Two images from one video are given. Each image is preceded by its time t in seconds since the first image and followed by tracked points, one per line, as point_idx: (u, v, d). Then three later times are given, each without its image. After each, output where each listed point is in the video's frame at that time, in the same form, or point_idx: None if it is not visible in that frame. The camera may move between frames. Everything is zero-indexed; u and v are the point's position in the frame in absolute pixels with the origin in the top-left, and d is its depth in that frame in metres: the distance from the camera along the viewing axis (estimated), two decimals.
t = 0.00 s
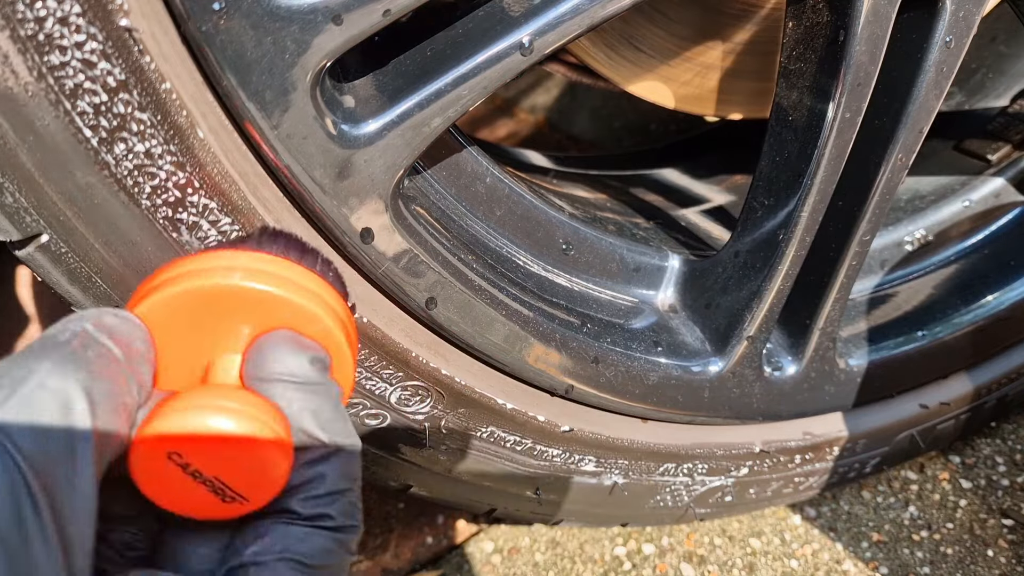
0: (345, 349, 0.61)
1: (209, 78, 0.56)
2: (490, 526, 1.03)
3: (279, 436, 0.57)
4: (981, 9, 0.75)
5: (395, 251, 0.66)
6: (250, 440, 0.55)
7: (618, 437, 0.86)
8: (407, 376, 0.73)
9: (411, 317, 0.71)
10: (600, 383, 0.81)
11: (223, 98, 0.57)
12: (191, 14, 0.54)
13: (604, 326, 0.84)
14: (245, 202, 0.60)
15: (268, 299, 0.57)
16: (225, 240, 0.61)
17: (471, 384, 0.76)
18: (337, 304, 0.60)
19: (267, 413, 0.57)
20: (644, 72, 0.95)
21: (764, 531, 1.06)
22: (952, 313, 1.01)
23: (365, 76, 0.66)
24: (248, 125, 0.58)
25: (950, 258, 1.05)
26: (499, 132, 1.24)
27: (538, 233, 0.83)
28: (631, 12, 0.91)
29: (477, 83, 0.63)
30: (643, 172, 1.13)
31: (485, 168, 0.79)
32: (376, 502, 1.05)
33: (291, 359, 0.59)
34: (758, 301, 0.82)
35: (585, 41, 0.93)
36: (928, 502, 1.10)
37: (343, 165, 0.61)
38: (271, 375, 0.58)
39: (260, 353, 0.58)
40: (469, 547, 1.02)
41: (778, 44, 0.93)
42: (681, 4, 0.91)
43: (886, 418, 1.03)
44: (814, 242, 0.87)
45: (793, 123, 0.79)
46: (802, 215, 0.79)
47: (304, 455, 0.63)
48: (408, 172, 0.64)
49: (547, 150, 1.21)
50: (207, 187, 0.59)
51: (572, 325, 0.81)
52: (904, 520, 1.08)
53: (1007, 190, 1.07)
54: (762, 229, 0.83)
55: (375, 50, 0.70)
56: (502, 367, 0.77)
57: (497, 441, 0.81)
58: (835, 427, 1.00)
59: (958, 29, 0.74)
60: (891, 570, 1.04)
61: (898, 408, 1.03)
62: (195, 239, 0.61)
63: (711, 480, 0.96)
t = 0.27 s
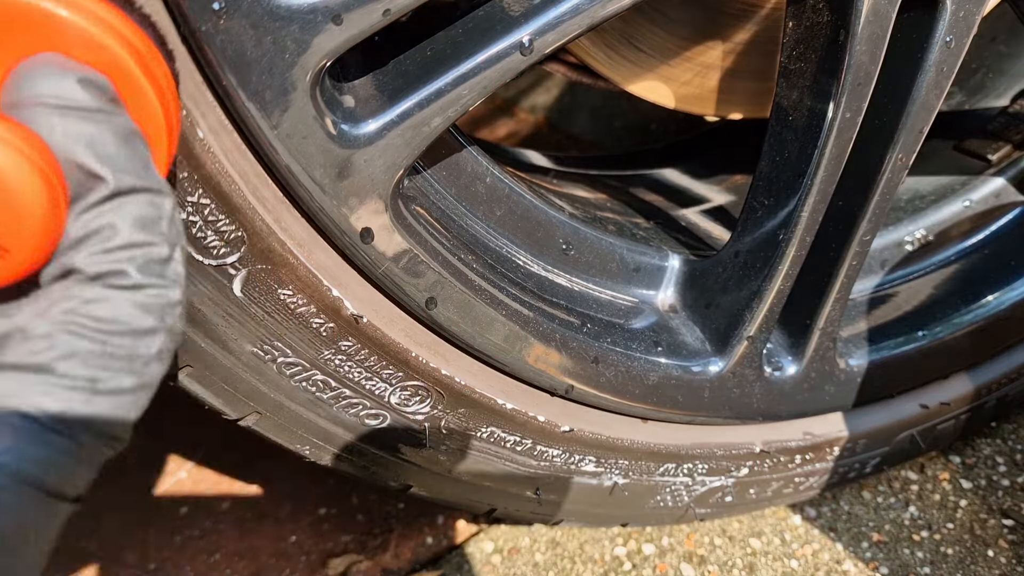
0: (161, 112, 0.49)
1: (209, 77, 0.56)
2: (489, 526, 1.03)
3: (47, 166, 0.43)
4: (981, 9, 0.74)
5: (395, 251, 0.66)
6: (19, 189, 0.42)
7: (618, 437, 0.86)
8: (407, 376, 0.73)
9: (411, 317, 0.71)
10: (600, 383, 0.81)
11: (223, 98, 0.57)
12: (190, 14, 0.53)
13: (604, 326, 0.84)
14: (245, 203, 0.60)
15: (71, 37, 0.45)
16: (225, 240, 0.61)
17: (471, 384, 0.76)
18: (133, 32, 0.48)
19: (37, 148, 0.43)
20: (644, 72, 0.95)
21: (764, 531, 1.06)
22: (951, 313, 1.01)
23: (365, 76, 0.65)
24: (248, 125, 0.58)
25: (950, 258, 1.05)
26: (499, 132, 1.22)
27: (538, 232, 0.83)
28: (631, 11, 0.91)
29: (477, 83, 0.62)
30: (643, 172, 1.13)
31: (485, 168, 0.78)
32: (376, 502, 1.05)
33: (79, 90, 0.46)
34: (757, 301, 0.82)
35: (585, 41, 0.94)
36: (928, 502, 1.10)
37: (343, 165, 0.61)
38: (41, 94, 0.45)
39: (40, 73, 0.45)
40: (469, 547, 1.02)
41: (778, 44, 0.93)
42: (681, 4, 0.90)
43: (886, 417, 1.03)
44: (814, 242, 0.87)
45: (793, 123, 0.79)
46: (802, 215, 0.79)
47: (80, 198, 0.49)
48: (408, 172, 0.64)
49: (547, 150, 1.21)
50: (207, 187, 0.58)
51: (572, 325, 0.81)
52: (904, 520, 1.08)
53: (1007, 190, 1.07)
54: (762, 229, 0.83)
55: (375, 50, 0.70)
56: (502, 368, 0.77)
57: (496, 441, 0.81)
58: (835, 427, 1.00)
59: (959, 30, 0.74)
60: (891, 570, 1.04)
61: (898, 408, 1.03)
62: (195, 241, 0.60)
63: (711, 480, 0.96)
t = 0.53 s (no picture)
0: None
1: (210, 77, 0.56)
2: (489, 526, 1.03)
3: None
4: (981, 9, 0.74)
5: (395, 251, 0.66)
6: None
7: (618, 437, 0.86)
8: (407, 376, 0.73)
9: (411, 317, 0.71)
10: (600, 383, 0.81)
11: (223, 98, 0.57)
12: (190, 14, 0.53)
13: (604, 326, 0.84)
14: (245, 203, 0.60)
15: None
16: (225, 240, 0.61)
17: (471, 384, 0.76)
18: None
19: None
20: (645, 72, 0.95)
21: (764, 531, 1.06)
22: (952, 313, 1.01)
23: (364, 75, 0.65)
24: (248, 125, 0.58)
25: (950, 258, 1.05)
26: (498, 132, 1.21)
27: (538, 232, 0.83)
28: (631, 11, 0.91)
29: (477, 83, 0.62)
30: (643, 172, 1.13)
31: (485, 168, 0.78)
32: (376, 502, 1.05)
33: None
34: (758, 301, 0.82)
35: (585, 41, 0.93)
36: (928, 502, 1.10)
37: (343, 165, 0.61)
38: None
39: None
40: (469, 547, 1.02)
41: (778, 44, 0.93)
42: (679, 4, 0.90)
43: (886, 418, 1.03)
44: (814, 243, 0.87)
45: (793, 123, 0.79)
46: (802, 215, 0.79)
47: None
48: (408, 172, 0.64)
49: (547, 151, 1.21)
50: (207, 186, 0.58)
51: (572, 325, 0.81)
52: (904, 521, 1.08)
53: (1007, 190, 1.07)
54: (763, 229, 0.83)
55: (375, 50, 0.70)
56: (502, 368, 0.77)
57: (496, 441, 0.81)
58: (835, 427, 1.00)
59: (959, 29, 0.74)
60: (892, 570, 1.04)
61: (899, 408, 1.03)
62: (195, 240, 0.61)
63: (711, 480, 0.96)
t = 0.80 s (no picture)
0: None
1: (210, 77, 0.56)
2: (489, 526, 1.03)
3: None
4: (981, 9, 0.75)
5: (395, 251, 0.66)
6: None
7: (618, 437, 0.86)
8: (407, 376, 0.73)
9: (411, 317, 0.71)
10: (600, 383, 0.81)
11: (223, 98, 0.57)
12: (191, 14, 0.53)
13: (604, 326, 0.84)
14: (245, 203, 0.60)
15: None
16: (224, 240, 0.61)
17: (471, 384, 0.76)
18: None
19: None
20: (644, 72, 0.95)
21: (764, 531, 1.06)
22: (951, 313, 1.01)
23: (364, 75, 0.65)
24: (248, 125, 0.58)
25: (950, 258, 1.05)
26: (499, 132, 1.24)
27: (538, 233, 0.83)
28: (631, 12, 0.91)
29: (477, 83, 0.63)
30: (643, 172, 1.13)
31: (485, 168, 0.78)
32: (376, 502, 1.05)
33: None
34: (757, 301, 0.82)
35: (585, 41, 0.94)
36: (928, 502, 1.10)
37: (343, 165, 0.61)
38: None
39: None
40: (469, 547, 1.02)
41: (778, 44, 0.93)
42: (680, 4, 0.90)
43: (886, 418, 1.03)
44: (814, 242, 0.87)
45: (793, 123, 0.79)
46: (802, 215, 0.79)
47: None
48: (408, 172, 0.64)
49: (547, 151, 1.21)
50: (207, 187, 0.58)
51: (572, 325, 0.81)
52: (904, 520, 1.08)
53: (1007, 190, 1.07)
54: (762, 229, 0.83)
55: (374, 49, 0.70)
56: (502, 368, 0.77)
57: (496, 441, 0.81)
58: (835, 427, 1.00)
59: (958, 30, 0.74)
60: (892, 570, 1.04)
61: (899, 408, 1.03)
62: (195, 240, 0.61)
63: (711, 480, 0.96)
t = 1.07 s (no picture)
0: (219, 184, 0.53)
1: (209, 77, 0.56)
2: (489, 526, 1.03)
3: (128, 244, 0.48)
4: (981, 9, 0.75)
5: (395, 251, 0.66)
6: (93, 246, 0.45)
7: (618, 437, 0.86)
8: (407, 376, 0.73)
9: (411, 317, 0.71)
10: (600, 383, 0.81)
11: (223, 98, 0.57)
12: (191, 14, 0.54)
13: (604, 326, 0.84)
14: (245, 202, 0.60)
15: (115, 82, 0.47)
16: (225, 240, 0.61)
17: (471, 384, 0.76)
18: (187, 90, 0.51)
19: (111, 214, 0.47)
20: (645, 72, 0.95)
21: (764, 531, 1.06)
22: (951, 313, 1.01)
23: (365, 76, 0.65)
24: (248, 125, 0.58)
25: (950, 258, 1.05)
26: (499, 133, 1.24)
27: (538, 233, 0.83)
28: (631, 12, 0.91)
29: (477, 83, 0.62)
30: (643, 172, 1.13)
31: (485, 168, 0.78)
32: (376, 502, 1.05)
33: (162, 164, 0.50)
34: (757, 301, 0.82)
35: (585, 41, 0.94)
36: (928, 502, 1.10)
37: (343, 165, 0.61)
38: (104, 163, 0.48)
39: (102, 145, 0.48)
40: (469, 547, 1.02)
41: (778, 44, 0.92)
42: (680, 4, 0.90)
43: (886, 418, 1.03)
44: (814, 242, 0.87)
45: (793, 123, 0.79)
46: (802, 215, 0.79)
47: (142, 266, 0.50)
48: (408, 172, 0.64)
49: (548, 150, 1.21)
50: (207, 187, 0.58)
51: (572, 325, 0.81)
52: (904, 520, 1.08)
53: (1007, 190, 1.07)
54: (762, 229, 0.83)
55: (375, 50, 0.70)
56: (502, 367, 0.77)
57: (496, 441, 0.81)
58: (835, 427, 1.00)
59: (958, 30, 0.74)
60: (891, 570, 1.04)
61: (899, 408, 1.03)
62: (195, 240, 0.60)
63: (711, 480, 0.96)
